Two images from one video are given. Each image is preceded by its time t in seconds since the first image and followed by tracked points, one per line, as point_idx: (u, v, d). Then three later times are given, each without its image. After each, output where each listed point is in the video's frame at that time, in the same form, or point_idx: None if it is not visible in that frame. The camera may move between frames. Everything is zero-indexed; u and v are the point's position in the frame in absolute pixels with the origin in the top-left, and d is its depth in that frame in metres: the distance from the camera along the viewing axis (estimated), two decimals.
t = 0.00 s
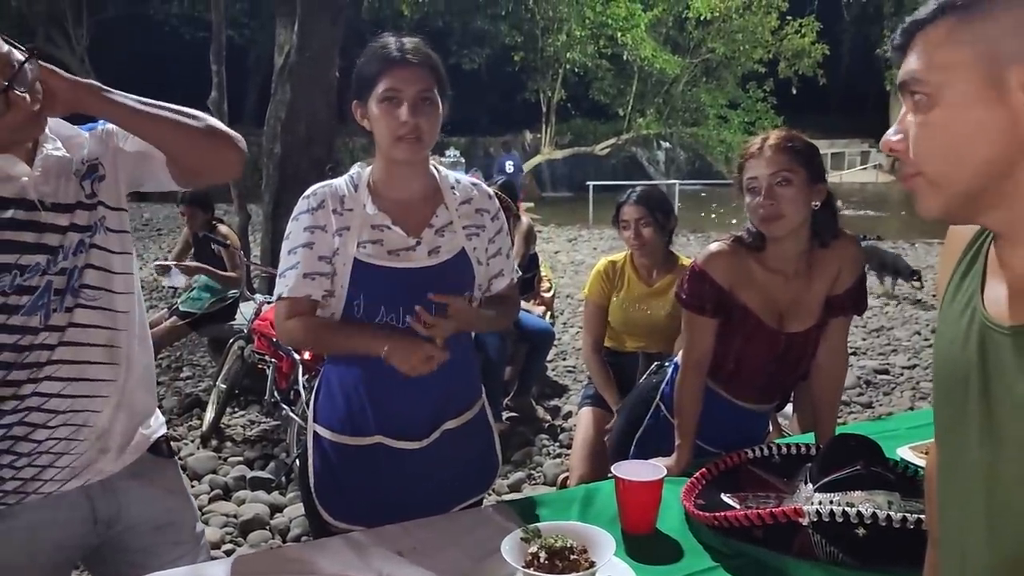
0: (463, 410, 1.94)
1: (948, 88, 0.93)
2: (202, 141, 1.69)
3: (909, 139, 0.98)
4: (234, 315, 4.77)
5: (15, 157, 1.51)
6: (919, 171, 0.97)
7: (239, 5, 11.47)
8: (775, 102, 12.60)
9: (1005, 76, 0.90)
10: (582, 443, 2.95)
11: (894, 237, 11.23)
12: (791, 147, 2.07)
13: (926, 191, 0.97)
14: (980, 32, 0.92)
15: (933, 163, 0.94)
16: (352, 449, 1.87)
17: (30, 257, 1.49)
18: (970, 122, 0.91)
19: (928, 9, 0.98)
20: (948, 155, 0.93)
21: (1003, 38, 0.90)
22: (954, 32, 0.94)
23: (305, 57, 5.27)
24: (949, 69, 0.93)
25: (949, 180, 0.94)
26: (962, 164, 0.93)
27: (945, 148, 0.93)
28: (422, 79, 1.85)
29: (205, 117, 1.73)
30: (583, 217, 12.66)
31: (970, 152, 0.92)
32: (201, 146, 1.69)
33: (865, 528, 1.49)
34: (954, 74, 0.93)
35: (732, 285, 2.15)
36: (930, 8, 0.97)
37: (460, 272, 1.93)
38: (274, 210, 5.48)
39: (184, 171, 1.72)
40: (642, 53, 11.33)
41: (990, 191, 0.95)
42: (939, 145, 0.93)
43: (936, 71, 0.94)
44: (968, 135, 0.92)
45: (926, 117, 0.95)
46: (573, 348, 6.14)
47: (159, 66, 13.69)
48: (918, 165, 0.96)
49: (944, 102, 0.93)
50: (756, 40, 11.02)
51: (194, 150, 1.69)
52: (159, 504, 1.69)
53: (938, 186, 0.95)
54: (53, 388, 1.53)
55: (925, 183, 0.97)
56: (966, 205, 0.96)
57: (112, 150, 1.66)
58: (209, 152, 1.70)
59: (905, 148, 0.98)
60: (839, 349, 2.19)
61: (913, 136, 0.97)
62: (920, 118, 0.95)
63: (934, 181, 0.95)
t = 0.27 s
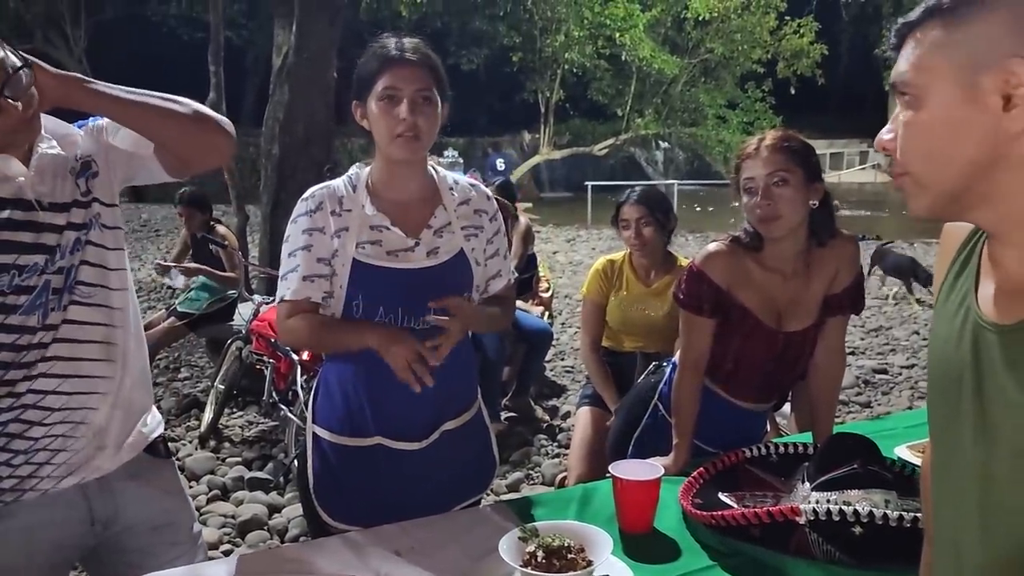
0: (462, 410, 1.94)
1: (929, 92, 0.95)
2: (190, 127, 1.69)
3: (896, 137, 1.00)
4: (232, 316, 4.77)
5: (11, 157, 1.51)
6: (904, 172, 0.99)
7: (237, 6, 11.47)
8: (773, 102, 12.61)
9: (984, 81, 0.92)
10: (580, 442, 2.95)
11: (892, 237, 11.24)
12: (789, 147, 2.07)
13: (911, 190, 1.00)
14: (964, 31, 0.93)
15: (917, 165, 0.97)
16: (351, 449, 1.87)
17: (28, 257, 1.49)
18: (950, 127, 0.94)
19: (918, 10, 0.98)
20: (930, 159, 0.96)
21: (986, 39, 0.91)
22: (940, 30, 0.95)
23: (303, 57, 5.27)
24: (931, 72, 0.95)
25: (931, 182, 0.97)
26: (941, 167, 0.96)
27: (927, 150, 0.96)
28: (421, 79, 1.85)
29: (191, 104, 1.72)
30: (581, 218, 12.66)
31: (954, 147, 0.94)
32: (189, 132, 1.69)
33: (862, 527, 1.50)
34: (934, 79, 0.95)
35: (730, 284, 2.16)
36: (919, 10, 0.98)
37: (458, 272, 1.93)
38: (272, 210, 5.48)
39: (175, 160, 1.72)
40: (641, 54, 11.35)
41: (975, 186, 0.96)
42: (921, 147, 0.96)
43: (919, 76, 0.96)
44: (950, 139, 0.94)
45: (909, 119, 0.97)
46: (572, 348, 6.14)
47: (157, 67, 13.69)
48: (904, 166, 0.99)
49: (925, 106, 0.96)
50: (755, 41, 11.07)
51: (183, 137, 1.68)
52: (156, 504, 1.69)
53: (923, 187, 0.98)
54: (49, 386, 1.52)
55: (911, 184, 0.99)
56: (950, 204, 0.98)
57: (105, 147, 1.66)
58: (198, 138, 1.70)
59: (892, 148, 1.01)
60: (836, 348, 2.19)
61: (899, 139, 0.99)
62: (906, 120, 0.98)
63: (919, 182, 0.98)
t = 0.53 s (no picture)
0: (459, 411, 1.94)
1: (914, 95, 0.97)
2: (183, 134, 1.69)
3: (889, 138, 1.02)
4: (230, 317, 4.76)
5: (6, 158, 1.51)
6: (896, 173, 1.02)
7: (235, 6, 11.46)
8: (771, 102, 12.62)
9: (963, 84, 0.93)
10: (578, 442, 2.95)
11: (890, 236, 11.25)
12: (788, 146, 2.07)
13: (903, 190, 1.02)
14: (947, 33, 0.94)
15: (905, 166, 0.99)
16: (347, 449, 1.87)
17: (24, 257, 1.49)
18: (933, 128, 0.95)
19: (911, 12, 1.00)
20: (915, 160, 0.98)
21: (967, 40, 0.92)
22: (927, 31, 0.97)
23: (301, 58, 5.26)
24: (915, 75, 0.97)
25: (918, 182, 0.99)
26: (926, 168, 0.97)
27: (913, 151, 0.98)
28: (419, 78, 1.84)
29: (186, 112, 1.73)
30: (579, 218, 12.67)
31: (936, 146, 0.95)
32: (183, 140, 1.69)
33: (858, 525, 1.50)
34: (919, 81, 0.97)
35: (727, 284, 2.16)
36: (912, 12, 1.00)
37: (455, 272, 1.93)
38: (270, 211, 5.47)
39: (167, 166, 1.72)
40: (638, 54, 11.21)
41: (959, 186, 0.97)
42: (907, 148, 0.98)
43: (906, 78, 0.98)
44: (933, 141, 0.96)
45: (898, 121, 0.99)
46: (570, 348, 6.14)
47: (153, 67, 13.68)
48: (894, 166, 1.02)
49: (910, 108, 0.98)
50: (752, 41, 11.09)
51: (177, 145, 1.69)
52: (153, 504, 1.69)
53: (912, 187, 1.00)
54: (44, 386, 1.52)
55: (902, 183, 1.01)
56: (937, 205, 0.99)
57: (99, 148, 1.65)
58: (191, 147, 1.70)
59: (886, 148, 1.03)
60: (834, 348, 2.19)
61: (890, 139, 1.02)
62: (895, 121, 1.00)
63: (909, 182, 1.00)
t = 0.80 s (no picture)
0: (455, 410, 1.94)
1: (906, 97, 0.97)
2: (185, 157, 1.71)
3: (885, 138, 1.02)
4: (227, 317, 4.75)
5: None
6: (892, 173, 1.02)
7: (232, 6, 11.46)
8: (769, 101, 12.63)
9: (953, 86, 0.93)
10: (575, 442, 2.95)
11: (887, 235, 11.27)
12: (786, 146, 2.07)
13: (899, 190, 1.02)
14: (939, 34, 0.94)
15: (900, 167, 1.00)
16: (343, 448, 1.86)
17: (16, 257, 1.48)
18: (926, 129, 0.95)
19: (907, 16, 1.01)
20: (909, 161, 0.98)
21: (957, 42, 0.92)
22: (920, 32, 0.97)
23: (298, 57, 5.25)
24: (909, 76, 0.97)
25: (913, 183, 0.99)
26: (920, 169, 0.97)
27: (907, 152, 0.98)
28: (416, 77, 1.84)
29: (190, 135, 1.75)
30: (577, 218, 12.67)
31: (928, 146, 0.96)
32: (183, 160, 1.71)
33: (855, 524, 1.49)
34: (912, 82, 0.97)
35: (724, 283, 2.16)
36: (908, 15, 1.00)
37: (452, 272, 1.93)
38: (267, 211, 5.47)
39: (163, 183, 1.72)
40: (636, 53, 11.29)
41: (952, 186, 0.97)
42: (902, 150, 0.98)
43: (901, 79, 0.98)
44: (926, 142, 0.96)
45: (892, 122, 1.00)
46: (567, 348, 6.14)
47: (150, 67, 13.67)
48: (890, 167, 1.02)
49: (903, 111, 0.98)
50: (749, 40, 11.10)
51: (179, 167, 1.71)
52: (148, 504, 1.68)
53: (906, 187, 1.00)
54: (38, 389, 1.51)
55: (897, 184, 1.02)
56: (931, 205, 1.00)
57: (97, 151, 1.66)
58: (192, 170, 1.73)
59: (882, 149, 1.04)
60: (832, 347, 2.19)
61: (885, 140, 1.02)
62: (890, 122, 1.00)
63: (904, 182, 1.00)
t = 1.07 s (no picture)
0: (451, 408, 1.93)
1: (903, 100, 0.98)
2: (182, 195, 1.71)
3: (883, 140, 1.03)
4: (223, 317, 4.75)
5: None
6: (890, 174, 1.03)
7: (228, 6, 11.46)
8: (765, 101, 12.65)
9: (948, 89, 0.93)
10: (572, 441, 2.95)
11: (884, 235, 11.29)
12: (782, 146, 2.07)
13: (897, 190, 1.03)
14: (936, 36, 0.95)
15: (898, 168, 1.00)
16: (340, 447, 1.86)
17: (7, 257, 1.49)
18: (922, 131, 0.95)
19: (905, 17, 1.01)
20: (906, 163, 0.98)
21: (953, 43, 0.93)
22: (917, 33, 0.97)
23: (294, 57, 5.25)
24: (905, 78, 0.97)
25: (911, 184, 0.99)
26: (917, 170, 0.98)
27: (904, 153, 0.98)
28: (412, 77, 1.84)
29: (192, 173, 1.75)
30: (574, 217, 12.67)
31: (924, 147, 0.96)
32: (178, 195, 1.70)
33: (850, 523, 1.49)
34: (908, 85, 0.97)
35: (720, 282, 2.16)
36: (905, 17, 1.01)
37: (449, 271, 1.92)
38: (263, 210, 5.46)
39: (150, 209, 1.70)
40: (633, 52, 11.32)
41: (948, 186, 0.97)
42: (899, 152, 0.99)
43: (898, 80, 0.98)
44: (922, 144, 0.96)
45: (890, 123, 1.00)
46: (564, 347, 6.14)
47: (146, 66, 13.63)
48: (888, 168, 1.02)
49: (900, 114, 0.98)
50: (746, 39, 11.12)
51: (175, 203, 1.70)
52: (144, 503, 1.68)
53: (904, 189, 1.01)
54: (38, 396, 1.52)
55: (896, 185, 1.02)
56: (927, 206, 1.00)
57: (98, 163, 1.66)
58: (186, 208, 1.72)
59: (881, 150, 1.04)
60: (828, 346, 2.19)
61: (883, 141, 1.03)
62: (888, 124, 1.00)
63: (902, 183, 1.01)
